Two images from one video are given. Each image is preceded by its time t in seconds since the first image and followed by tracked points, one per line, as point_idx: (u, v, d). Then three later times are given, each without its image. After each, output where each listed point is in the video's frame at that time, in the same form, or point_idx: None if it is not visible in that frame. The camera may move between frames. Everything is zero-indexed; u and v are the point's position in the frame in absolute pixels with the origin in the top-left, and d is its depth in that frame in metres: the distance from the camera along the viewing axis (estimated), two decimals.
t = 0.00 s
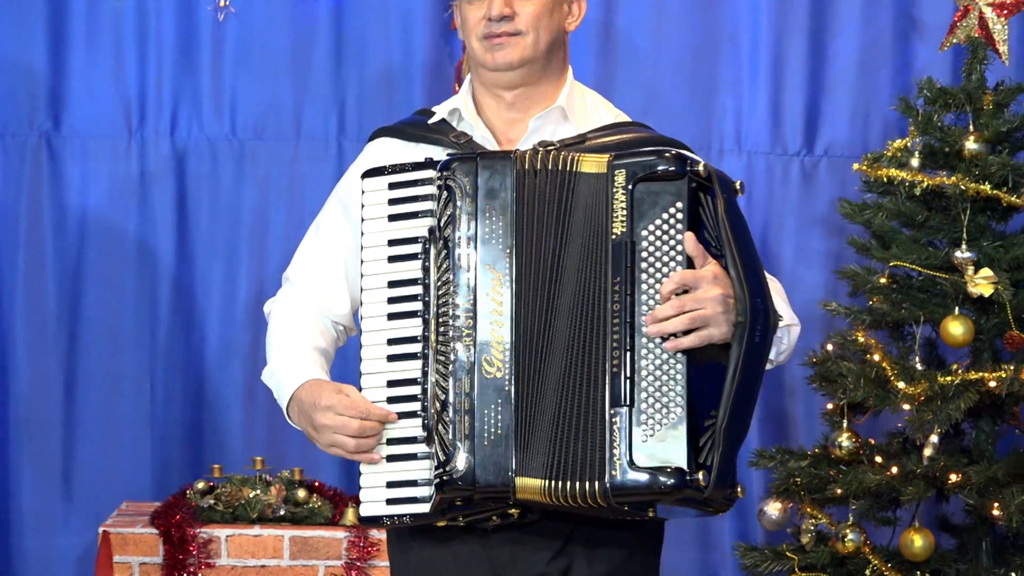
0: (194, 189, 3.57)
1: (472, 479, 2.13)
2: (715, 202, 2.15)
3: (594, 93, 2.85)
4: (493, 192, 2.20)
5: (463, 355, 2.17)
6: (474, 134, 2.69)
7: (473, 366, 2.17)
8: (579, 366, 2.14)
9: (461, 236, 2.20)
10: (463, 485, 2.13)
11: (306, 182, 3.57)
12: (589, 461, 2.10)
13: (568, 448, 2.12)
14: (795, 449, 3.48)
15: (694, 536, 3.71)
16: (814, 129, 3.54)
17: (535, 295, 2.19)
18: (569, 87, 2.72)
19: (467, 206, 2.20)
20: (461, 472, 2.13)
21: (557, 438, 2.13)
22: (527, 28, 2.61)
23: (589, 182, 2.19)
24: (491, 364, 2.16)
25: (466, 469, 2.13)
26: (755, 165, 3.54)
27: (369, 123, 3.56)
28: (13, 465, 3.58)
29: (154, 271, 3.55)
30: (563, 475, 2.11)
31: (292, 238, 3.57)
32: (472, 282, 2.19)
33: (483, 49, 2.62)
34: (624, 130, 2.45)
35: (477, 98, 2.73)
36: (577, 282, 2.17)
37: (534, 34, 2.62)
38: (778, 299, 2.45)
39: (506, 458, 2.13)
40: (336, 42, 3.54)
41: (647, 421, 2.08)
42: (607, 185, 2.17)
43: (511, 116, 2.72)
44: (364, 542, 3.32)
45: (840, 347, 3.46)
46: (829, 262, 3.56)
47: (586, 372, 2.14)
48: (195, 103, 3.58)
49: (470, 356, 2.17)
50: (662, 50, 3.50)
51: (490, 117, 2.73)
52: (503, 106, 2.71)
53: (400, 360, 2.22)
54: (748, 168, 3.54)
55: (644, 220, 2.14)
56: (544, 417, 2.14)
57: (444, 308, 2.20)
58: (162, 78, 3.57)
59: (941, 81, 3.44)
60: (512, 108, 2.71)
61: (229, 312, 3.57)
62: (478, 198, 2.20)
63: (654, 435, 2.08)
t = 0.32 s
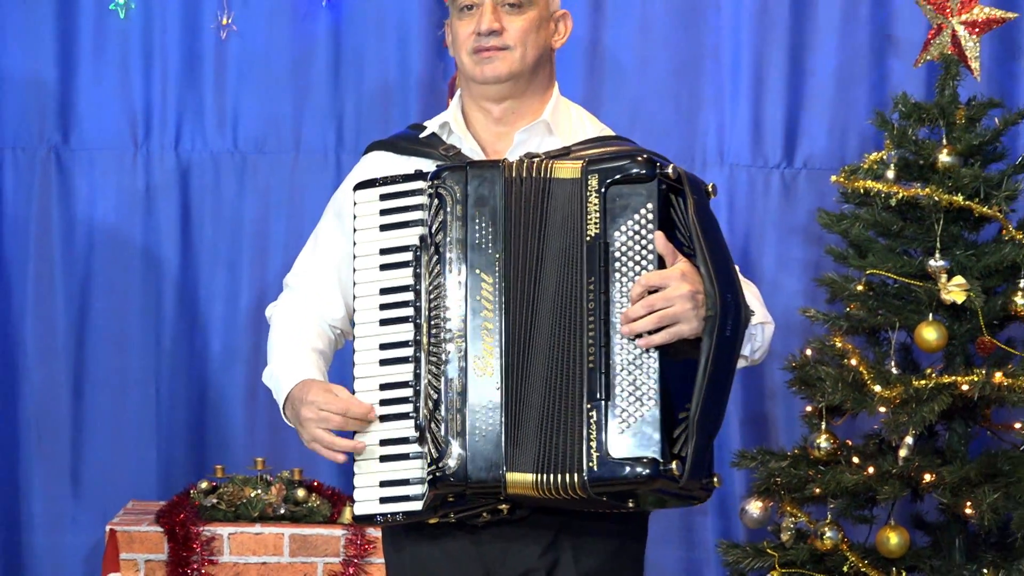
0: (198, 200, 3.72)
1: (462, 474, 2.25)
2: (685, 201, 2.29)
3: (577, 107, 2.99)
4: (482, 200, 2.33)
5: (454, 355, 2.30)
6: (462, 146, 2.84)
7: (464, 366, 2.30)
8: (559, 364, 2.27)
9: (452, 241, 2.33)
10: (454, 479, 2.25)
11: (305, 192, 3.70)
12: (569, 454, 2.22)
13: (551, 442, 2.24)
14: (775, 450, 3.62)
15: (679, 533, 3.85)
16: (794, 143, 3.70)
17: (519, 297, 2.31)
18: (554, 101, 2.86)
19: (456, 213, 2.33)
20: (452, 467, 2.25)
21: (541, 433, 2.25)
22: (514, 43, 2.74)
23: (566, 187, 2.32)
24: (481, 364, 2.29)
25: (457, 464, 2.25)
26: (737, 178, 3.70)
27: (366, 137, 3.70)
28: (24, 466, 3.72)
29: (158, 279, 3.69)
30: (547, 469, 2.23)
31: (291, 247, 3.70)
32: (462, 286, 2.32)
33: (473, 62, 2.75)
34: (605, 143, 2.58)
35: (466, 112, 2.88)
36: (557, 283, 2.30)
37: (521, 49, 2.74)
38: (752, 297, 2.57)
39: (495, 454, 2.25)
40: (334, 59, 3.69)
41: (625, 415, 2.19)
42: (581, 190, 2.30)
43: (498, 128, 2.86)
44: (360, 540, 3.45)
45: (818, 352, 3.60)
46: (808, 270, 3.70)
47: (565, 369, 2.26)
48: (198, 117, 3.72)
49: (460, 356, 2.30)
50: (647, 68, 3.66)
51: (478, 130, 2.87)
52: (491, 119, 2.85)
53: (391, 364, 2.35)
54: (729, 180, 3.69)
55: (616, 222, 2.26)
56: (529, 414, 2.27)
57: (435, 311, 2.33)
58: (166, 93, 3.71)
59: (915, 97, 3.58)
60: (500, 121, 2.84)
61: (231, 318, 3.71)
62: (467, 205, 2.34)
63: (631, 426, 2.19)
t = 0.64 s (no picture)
0: (208, 213, 3.86)
1: (459, 477, 2.40)
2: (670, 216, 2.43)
3: (569, 123, 3.13)
4: (477, 214, 2.47)
5: (450, 363, 2.44)
6: (457, 162, 2.98)
7: (459, 374, 2.44)
8: (549, 372, 2.41)
9: (448, 255, 2.47)
10: (451, 483, 2.39)
11: (311, 206, 3.86)
12: (553, 460, 2.37)
13: (541, 447, 2.39)
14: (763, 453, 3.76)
15: (670, 533, 3.99)
16: (780, 157, 3.86)
17: (512, 309, 2.45)
18: (546, 118, 3.00)
19: (452, 227, 2.47)
20: (449, 471, 2.40)
21: (531, 438, 2.40)
22: (507, 62, 2.88)
23: (556, 203, 2.45)
24: (477, 373, 2.43)
25: (452, 468, 2.40)
26: (725, 191, 3.85)
27: (370, 152, 3.85)
28: (39, 469, 3.86)
29: (170, 289, 3.83)
30: (537, 472, 2.38)
31: (298, 257, 3.86)
32: (458, 297, 2.46)
33: (467, 81, 2.89)
34: (598, 158, 2.74)
35: (461, 130, 3.02)
36: (548, 296, 2.44)
37: (513, 68, 2.89)
38: (732, 310, 2.71)
39: (490, 458, 2.40)
40: (339, 77, 3.84)
41: (606, 423, 2.35)
42: (570, 206, 2.44)
43: (492, 145, 3.00)
44: (364, 540, 3.59)
45: (805, 358, 3.74)
46: (795, 279, 3.85)
47: (554, 377, 2.41)
48: (208, 134, 3.88)
49: (456, 365, 2.44)
50: (640, 87, 3.82)
51: (472, 146, 3.02)
52: (485, 136, 2.99)
53: (394, 370, 2.48)
54: (717, 190, 3.85)
55: (602, 237, 2.41)
56: (521, 420, 2.41)
57: (433, 322, 2.46)
58: (178, 110, 3.86)
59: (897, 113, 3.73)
60: (494, 138, 2.99)
61: (241, 325, 3.86)
62: (462, 220, 2.47)
63: (610, 435, 2.35)
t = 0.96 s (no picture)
0: (219, 221, 4.02)
1: (459, 478, 2.53)
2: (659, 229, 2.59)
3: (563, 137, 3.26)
4: (475, 225, 2.61)
5: (450, 368, 2.57)
6: (456, 172, 3.11)
7: (460, 379, 2.57)
8: (542, 376, 2.56)
9: (448, 263, 2.61)
10: (451, 483, 2.53)
11: (318, 214, 4.01)
12: (543, 459, 2.52)
13: (533, 447, 2.53)
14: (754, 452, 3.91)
15: (664, 530, 4.14)
16: (770, 168, 4.02)
17: (508, 315, 2.59)
18: (541, 129, 3.14)
19: (451, 237, 2.61)
20: (450, 472, 2.53)
21: (526, 438, 2.54)
22: (503, 75, 3.03)
23: (550, 214, 2.60)
24: (476, 377, 2.57)
25: (452, 469, 2.53)
26: (717, 200, 4.00)
27: (375, 162, 4.00)
28: (56, 468, 4.01)
29: (182, 295, 3.98)
30: (531, 472, 2.52)
31: (306, 263, 4.00)
32: (457, 304, 2.60)
33: (465, 93, 3.04)
34: (591, 168, 2.89)
35: (459, 142, 3.16)
36: (543, 303, 2.59)
37: (510, 81, 3.03)
38: (716, 323, 2.86)
39: (490, 459, 2.53)
40: (344, 90, 3.99)
41: (592, 425, 2.50)
42: (563, 218, 2.59)
43: (489, 156, 3.14)
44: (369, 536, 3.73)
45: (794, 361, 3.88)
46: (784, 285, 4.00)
47: (547, 380, 2.56)
48: (219, 145, 4.03)
49: (457, 370, 2.57)
50: (635, 100, 3.97)
51: (470, 158, 3.16)
52: (482, 147, 3.13)
53: (395, 374, 2.63)
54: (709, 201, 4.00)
55: (594, 248, 2.56)
56: (516, 421, 2.55)
57: (433, 328, 2.60)
58: (190, 123, 4.01)
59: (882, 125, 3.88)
60: (490, 149, 3.13)
61: (251, 330, 4.01)
62: (462, 230, 2.61)
63: (596, 437, 2.49)
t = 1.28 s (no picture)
0: (230, 226, 4.17)
1: (460, 464, 2.66)
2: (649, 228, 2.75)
3: (559, 145, 3.41)
4: (475, 222, 2.76)
5: (451, 358, 2.72)
6: (455, 179, 3.27)
7: (460, 368, 2.72)
8: (538, 365, 2.72)
9: (448, 259, 2.75)
10: (453, 469, 2.66)
11: (325, 219, 4.16)
12: (540, 444, 2.66)
13: (530, 433, 2.67)
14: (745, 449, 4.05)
15: (659, 524, 4.28)
16: (761, 175, 4.17)
17: (506, 308, 2.74)
18: (537, 138, 3.30)
19: (452, 234, 2.76)
20: (451, 458, 2.67)
21: (522, 424, 2.68)
22: (503, 86, 3.17)
23: (546, 212, 2.75)
24: (475, 366, 2.72)
25: (453, 455, 2.67)
26: (710, 207, 4.16)
27: (380, 170, 4.15)
28: (73, 464, 4.17)
29: (195, 296, 4.14)
30: (527, 456, 2.66)
31: (314, 266, 4.16)
32: (458, 297, 2.74)
33: (465, 103, 3.18)
34: (586, 174, 3.03)
35: (459, 150, 3.32)
36: (539, 296, 2.74)
37: (509, 91, 3.18)
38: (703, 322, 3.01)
39: (488, 445, 2.67)
40: (351, 100, 4.14)
41: (586, 412, 2.65)
42: (559, 215, 2.74)
43: (487, 163, 3.29)
44: (375, 531, 3.88)
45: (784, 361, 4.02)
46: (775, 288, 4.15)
47: (543, 369, 2.71)
48: (230, 154, 4.18)
49: (457, 360, 2.72)
50: (630, 110, 4.12)
51: (468, 166, 3.31)
52: (480, 155, 3.28)
53: (396, 370, 2.76)
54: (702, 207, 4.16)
55: (588, 244, 2.72)
56: (514, 409, 2.70)
57: (435, 322, 2.75)
58: (202, 132, 4.16)
59: (868, 134, 4.03)
60: (488, 157, 3.28)
61: (260, 331, 4.16)
62: (462, 227, 2.76)
63: (590, 423, 2.64)
